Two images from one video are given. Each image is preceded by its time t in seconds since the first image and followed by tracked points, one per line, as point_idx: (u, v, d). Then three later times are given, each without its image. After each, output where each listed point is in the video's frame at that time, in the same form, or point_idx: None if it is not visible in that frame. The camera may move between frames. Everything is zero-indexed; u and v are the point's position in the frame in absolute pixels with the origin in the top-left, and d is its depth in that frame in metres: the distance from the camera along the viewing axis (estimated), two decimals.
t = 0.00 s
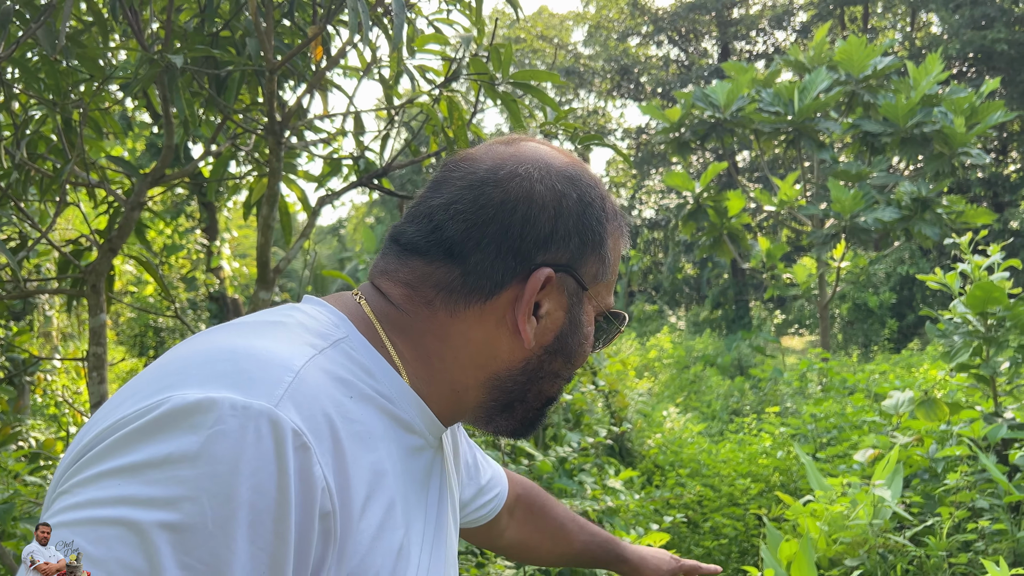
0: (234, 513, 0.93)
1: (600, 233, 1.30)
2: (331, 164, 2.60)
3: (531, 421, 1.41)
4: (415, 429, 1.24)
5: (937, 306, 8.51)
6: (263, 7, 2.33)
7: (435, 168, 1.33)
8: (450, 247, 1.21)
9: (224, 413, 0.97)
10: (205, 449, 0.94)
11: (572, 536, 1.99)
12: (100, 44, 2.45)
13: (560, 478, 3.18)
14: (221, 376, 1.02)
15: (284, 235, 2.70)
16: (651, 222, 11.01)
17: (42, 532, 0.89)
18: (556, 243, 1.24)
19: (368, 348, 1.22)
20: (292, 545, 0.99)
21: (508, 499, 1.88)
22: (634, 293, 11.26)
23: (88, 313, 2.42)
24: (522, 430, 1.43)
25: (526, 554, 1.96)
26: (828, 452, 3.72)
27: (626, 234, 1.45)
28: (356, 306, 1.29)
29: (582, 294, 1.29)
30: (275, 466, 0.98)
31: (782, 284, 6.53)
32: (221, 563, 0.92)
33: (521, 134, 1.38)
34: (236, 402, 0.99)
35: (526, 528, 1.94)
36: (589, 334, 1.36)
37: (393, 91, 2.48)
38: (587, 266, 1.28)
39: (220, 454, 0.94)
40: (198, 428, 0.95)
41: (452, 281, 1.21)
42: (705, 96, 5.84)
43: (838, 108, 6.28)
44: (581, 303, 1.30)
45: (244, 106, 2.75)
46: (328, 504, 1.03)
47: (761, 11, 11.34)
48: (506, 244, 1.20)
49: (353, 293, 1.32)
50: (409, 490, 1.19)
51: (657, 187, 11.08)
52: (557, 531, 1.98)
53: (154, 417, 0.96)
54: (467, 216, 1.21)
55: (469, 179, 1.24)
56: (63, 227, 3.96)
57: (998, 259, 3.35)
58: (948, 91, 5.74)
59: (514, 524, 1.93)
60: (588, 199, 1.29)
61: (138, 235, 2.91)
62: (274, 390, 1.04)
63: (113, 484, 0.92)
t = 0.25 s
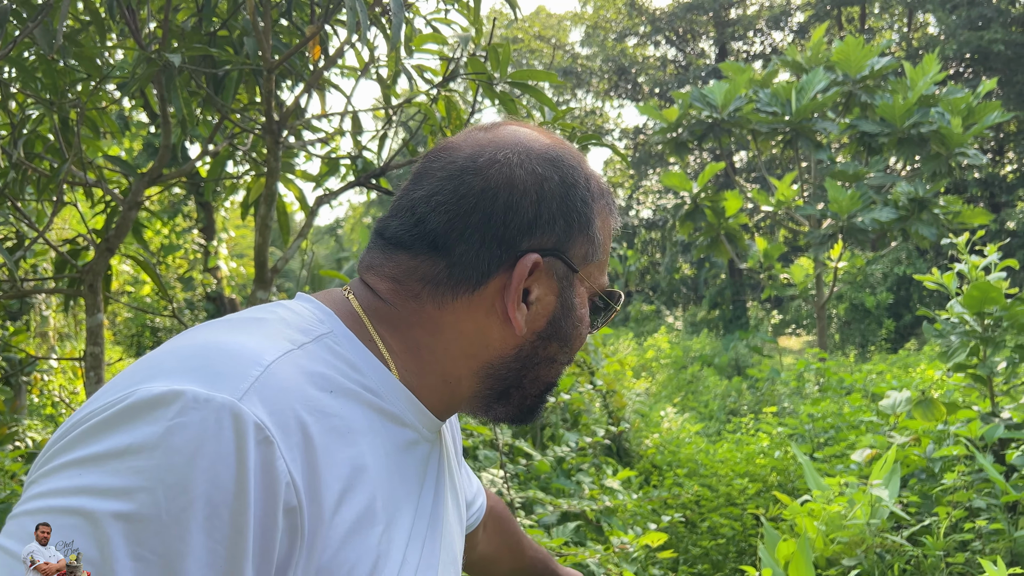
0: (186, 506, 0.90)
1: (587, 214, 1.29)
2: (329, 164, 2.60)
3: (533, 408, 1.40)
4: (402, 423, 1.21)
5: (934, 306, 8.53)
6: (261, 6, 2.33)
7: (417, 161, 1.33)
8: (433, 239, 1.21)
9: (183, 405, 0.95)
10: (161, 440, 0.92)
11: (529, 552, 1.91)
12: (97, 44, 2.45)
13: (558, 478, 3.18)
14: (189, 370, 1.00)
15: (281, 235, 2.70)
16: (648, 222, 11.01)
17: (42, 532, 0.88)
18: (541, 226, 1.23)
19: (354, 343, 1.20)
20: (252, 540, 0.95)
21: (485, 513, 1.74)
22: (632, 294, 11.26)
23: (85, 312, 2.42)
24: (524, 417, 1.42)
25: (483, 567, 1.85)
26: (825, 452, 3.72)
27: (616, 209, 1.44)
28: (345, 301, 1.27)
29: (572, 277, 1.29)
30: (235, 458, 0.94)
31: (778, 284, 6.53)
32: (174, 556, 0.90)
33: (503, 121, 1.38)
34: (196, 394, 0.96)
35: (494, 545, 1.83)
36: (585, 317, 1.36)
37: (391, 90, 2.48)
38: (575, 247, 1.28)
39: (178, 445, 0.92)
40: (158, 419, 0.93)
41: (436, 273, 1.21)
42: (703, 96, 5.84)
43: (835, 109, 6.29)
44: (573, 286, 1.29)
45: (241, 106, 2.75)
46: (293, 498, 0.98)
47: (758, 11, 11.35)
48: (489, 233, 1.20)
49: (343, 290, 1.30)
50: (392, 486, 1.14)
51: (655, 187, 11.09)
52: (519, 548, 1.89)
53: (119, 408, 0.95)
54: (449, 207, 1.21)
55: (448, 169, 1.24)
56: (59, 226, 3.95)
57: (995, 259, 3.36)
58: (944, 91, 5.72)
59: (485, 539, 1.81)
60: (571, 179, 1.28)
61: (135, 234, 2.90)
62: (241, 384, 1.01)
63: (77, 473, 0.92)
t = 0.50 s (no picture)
0: (182, 493, 0.84)
1: (448, 129, 1.23)
2: (327, 163, 2.59)
3: (456, 360, 1.19)
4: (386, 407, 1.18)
5: (931, 306, 8.56)
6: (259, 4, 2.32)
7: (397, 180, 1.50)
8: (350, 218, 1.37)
9: (175, 389, 0.88)
10: (151, 424, 0.85)
11: (528, 551, 1.91)
12: (94, 42, 2.44)
13: (556, 477, 3.17)
14: (177, 358, 0.94)
15: (279, 233, 2.69)
16: (647, 221, 11.02)
17: (42, 533, 0.78)
18: (393, 163, 1.28)
19: (339, 330, 1.19)
20: (247, 528, 0.89)
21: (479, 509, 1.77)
22: (629, 293, 11.27)
23: (82, 311, 2.41)
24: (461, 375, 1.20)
25: (483, 567, 1.85)
26: (823, 451, 3.73)
27: (562, 133, 1.25)
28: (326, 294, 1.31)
29: (434, 192, 1.20)
30: (227, 442, 0.89)
31: (776, 283, 6.54)
32: (170, 548, 0.82)
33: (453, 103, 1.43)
34: (187, 379, 0.90)
35: (492, 543, 1.84)
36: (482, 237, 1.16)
37: (389, 89, 2.47)
38: (431, 167, 1.21)
39: (172, 430, 0.85)
40: (149, 407, 0.87)
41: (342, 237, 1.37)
42: (700, 95, 5.84)
43: (832, 108, 6.29)
44: (437, 201, 1.19)
45: (239, 104, 2.74)
46: (284, 480, 0.94)
47: (756, 11, 11.35)
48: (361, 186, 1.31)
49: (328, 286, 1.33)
50: (382, 472, 1.10)
51: (652, 187, 11.10)
52: (518, 546, 1.89)
53: (108, 397, 0.88)
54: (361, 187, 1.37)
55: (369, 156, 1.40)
56: (57, 225, 3.94)
57: (992, 258, 3.37)
58: (942, 91, 5.74)
59: (482, 537, 1.81)
60: (436, 110, 1.28)
61: (132, 233, 2.89)
62: (227, 369, 0.96)
63: (68, 465, 0.84)
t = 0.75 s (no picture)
0: (120, 497, 0.84)
1: (397, 110, 1.27)
2: (324, 161, 2.59)
3: (398, 339, 1.20)
4: (351, 403, 1.17)
5: (927, 305, 8.58)
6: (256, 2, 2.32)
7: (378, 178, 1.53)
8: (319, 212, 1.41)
9: (116, 392, 0.88)
10: (87, 429, 0.85)
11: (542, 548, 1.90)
12: (91, 41, 2.43)
13: (553, 476, 3.17)
14: (124, 360, 0.95)
15: (276, 232, 2.69)
16: (644, 221, 11.02)
17: (41, 535, 0.79)
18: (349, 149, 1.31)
19: (310, 327, 1.19)
20: (191, 528, 0.90)
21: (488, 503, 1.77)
22: (627, 292, 11.28)
23: (79, 310, 2.40)
24: (404, 355, 1.20)
25: (494, 563, 1.85)
26: (820, 450, 3.73)
27: (512, 105, 1.26)
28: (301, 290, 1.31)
29: (381, 171, 1.23)
30: (170, 444, 0.89)
31: (773, 282, 6.54)
32: (111, 550, 0.83)
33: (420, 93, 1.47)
34: (129, 381, 0.90)
35: (502, 538, 1.84)
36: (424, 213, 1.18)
37: (386, 87, 2.47)
38: (381, 147, 1.24)
39: (112, 432, 0.86)
40: (92, 410, 0.87)
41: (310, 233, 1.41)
42: (698, 94, 5.83)
43: (830, 107, 6.30)
44: (384, 180, 1.22)
45: (236, 102, 2.74)
46: (230, 480, 0.94)
47: (753, 10, 11.34)
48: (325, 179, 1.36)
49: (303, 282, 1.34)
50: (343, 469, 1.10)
51: (650, 186, 11.10)
52: (532, 541, 1.89)
53: (56, 400, 0.88)
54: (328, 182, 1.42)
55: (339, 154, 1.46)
56: (53, 224, 3.94)
57: (989, 258, 3.37)
58: (938, 90, 5.75)
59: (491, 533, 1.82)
60: (389, 95, 1.32)
61: (129, 231, 2.88)
62: (174, 370, 0.96)
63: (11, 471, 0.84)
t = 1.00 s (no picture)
0: (65, 485, 1.01)
1: (416, 132, 1.30)
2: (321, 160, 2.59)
3: (416, 363, 1.32)
4: (313, 392, 1.30)
5: (924, 303, 8.59)
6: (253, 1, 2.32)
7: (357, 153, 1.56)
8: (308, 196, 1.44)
9: (67, 388, 1.05)
10: (40, 423, 1.02)
11: (564, 540, 1.98)
12: (87, 39, 2.42)
13: (551, 475, 3.17)
14: (82, 358, 1.11)
15: (274, 231, 2.69)
16: (642, 219, 11.01)
17: (43, 537, 0.98)
18: (357, 152, 1.34)
19: (273, 320, 1.33)
20: (140, 509, 1.05)
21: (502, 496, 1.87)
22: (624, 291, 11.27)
23: (76, 308, 2.39)
24: (420, 377, 1.33)
25: (517, 555, 1.94)
26: (817, 448, 3.74)
27: (532, 139, 1.34)
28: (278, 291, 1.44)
29: (403, 199, 1.29)
30: (110, 436, 1.05)
31: (771, 281, 6.55)
32: (62, 530, 1.00)
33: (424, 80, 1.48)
34: (78, 376, 1.07)
35: (520, 529, 1.92)
36: (450, 255, 1.27)
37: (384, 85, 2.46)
38: (400, 169, 1.30)
39: (56, 426, 1.02)
40: (42, 406, 1.04)
41: (304, 220, 1.45)
42: (695, 93, 5.84)
43: (826, 106, 6.31)
44: (408, 213, 1.28)
45: (233, 101, 2.74)
46: (178, 469, 1.08)
47: (751, 9, 11.33)
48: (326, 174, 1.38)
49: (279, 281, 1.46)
50: (300, 457, 1.23)
51: (647, 185, 11.08)
52: (553, 533, 1.96)
53: (16, 397, 1.06)
54: (318, 165, 1.43)
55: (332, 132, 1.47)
56: (48, 223, 3.92)
57: (985, 256, 3.37)
58: (935, 89, 5.76)
59: (509, 525, 1.91)
60: (402, 104, 1.34)
61: (126, 230, 2.87)
62: (122, 365, 1.11)
63: None
